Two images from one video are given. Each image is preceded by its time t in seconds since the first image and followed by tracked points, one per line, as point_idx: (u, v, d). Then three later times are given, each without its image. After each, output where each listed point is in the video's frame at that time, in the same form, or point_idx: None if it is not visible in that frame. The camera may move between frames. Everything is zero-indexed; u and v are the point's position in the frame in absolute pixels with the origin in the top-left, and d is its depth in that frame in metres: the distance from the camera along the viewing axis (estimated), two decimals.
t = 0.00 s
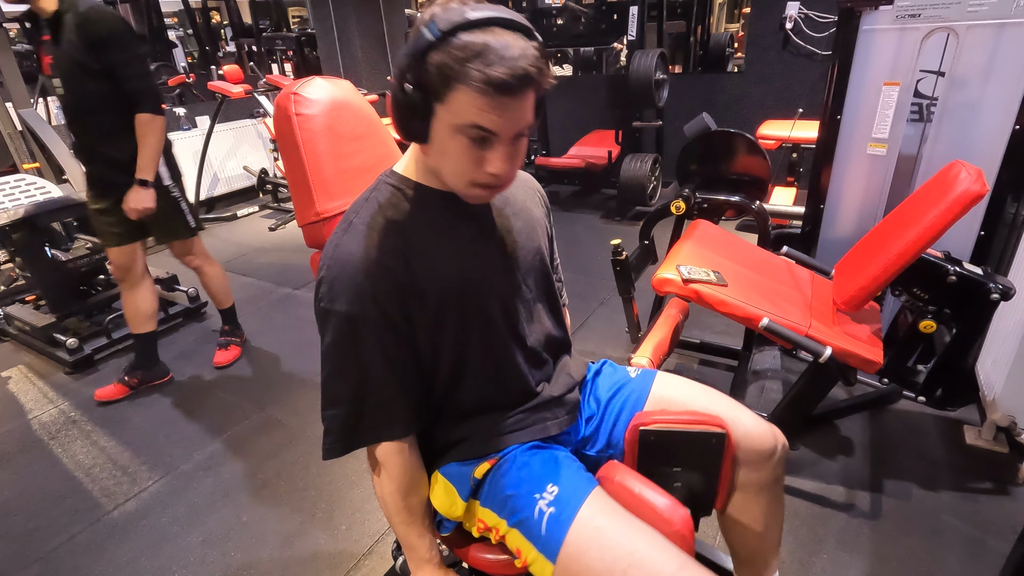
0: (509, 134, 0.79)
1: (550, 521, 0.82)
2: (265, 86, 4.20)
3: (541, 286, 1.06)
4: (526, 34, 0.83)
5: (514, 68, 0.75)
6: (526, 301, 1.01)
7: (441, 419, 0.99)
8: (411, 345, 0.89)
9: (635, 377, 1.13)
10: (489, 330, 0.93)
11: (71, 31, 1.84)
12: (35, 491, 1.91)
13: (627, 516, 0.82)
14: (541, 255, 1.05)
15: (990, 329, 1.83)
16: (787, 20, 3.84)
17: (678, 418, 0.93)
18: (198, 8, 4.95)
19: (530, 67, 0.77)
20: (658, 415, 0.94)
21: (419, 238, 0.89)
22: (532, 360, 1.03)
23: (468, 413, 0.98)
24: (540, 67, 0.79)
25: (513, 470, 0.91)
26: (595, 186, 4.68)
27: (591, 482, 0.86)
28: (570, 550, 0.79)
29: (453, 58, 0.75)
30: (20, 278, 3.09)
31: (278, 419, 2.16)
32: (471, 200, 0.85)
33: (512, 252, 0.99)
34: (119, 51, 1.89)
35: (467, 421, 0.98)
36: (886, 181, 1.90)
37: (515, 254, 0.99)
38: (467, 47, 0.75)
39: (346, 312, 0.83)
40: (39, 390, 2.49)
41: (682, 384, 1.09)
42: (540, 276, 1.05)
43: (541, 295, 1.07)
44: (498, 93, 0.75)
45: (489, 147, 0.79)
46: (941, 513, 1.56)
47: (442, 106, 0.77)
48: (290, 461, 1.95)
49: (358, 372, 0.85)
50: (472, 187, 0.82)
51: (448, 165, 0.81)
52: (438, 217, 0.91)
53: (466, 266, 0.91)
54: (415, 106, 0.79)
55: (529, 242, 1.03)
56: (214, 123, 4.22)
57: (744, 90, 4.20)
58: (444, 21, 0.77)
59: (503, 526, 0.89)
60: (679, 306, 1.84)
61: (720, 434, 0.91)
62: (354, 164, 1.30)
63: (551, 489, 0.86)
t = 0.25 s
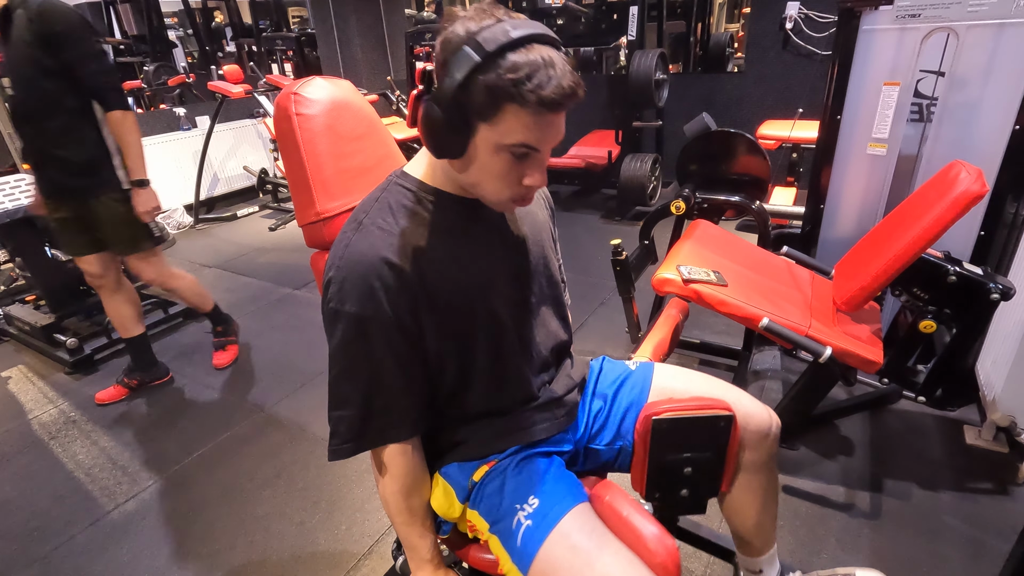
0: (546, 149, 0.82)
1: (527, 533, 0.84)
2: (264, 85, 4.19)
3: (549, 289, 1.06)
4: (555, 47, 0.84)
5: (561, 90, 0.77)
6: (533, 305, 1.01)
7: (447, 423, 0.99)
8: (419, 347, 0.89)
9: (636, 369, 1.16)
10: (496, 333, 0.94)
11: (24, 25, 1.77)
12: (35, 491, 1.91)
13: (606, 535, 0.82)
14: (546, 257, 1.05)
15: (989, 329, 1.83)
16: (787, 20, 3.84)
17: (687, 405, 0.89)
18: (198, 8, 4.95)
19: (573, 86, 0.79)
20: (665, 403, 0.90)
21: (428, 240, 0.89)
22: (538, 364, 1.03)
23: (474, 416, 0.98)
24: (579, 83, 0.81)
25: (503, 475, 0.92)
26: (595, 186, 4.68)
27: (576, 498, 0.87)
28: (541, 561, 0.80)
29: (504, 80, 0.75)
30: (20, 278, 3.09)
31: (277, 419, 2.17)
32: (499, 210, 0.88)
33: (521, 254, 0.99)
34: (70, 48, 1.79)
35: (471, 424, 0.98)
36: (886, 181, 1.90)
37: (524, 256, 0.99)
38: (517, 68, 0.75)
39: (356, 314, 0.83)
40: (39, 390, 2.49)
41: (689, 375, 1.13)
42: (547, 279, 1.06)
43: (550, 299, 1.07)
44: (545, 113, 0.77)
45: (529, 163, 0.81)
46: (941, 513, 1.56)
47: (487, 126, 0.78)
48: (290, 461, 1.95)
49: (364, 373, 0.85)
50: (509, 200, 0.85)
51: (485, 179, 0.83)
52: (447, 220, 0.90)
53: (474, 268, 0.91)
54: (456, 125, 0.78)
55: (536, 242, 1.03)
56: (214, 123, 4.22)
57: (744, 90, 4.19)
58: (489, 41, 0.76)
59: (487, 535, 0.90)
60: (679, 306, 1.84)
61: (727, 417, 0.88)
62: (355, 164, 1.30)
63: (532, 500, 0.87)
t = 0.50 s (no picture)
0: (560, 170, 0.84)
1: (497, 540, 0.86)
2: (264, 85, 4.19)
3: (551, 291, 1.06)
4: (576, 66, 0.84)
5: (585, 117, 0.79)
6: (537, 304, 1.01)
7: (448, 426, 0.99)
8: (422, 349, 0.89)
9: (634, 363, 1.18)
10: (498, 335, 0.94)
11: None
12: (35, 491, 1.91)
13: (574, 551, 0.83)
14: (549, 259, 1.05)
15: (989, 329, 1.83)
16: (787, 20, 3.84)
17: (690, 391, 0.89)
18: (198, 8, 4.96)
19: (595, 113, 0.81)
20: (671, 391, 0.90)
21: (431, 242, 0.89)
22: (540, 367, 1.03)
23: (476, 418, 0.98)
24: (598, 109, 0.83)
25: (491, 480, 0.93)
26: (595, 186, 4.68)
27: (552, 511, 0.88)
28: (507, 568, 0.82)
29: (533, 106, 0.75)
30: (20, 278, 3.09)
31: (277, 419, 2.16)
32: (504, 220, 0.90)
33: (524, 257, 0.98)
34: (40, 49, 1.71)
35: (473, 425, 0.98)
36: (886, 181, 1.90)
37: (526, 259, 0.99)
38: (546, 96, 0.75)
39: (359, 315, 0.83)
40: (39, 390, 2.49)
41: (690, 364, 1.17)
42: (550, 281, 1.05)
43: (553, 302, 1.06)
44: (568, 138, 0.79)
45: (545, 184, 0.83)
46: (941, 513, 1.56)
47: (509, 147, 0.78)
48: (290, 461, 1.95)
49: (366, 374, 0.85)
50: (519, 213, 0.87)
51: (500, 195, 0.84)
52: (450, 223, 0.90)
53: (476, 270, 0.91)
54: (478, 143, 0.78)
55: (540, 242, 1.04)
56: (214, 123, 4.22)
57: (744, 90, 4.19)
58: (519, 64, 0.75)
59: (466, 538, 0.93)
60: (679, 306, 1.84)
61: (731, 397, 0.88)
62: (355, 164, 1.30)
63: (507, 508, 0.89)
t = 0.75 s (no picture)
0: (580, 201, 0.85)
1: (466, 540, 0.87)
2: (264, 85, 4.18)
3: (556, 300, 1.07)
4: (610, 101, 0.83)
5: (614, 157, 0.80)
6: (545, 308, 1.01)
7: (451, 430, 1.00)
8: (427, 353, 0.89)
9: (625, 355, 1.20)
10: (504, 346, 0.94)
11: None
12: (34, 491, 1.91)
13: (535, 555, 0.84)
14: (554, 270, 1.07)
15: (989, 328, 1.83)
16: (787, 20, 3.84)
17: (692, 374, 0.90)
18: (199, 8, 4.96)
19: (623, 151, 0.82)
20: (673, 376, 0.90)
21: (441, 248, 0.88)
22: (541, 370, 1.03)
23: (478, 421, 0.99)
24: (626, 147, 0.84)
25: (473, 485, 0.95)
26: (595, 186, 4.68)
27: (519, 519, 0.89)
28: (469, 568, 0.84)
29: (566, 144, 0.75)
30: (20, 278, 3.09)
31: (277, 419, 2.16)
32: (515, 237, 0.91)
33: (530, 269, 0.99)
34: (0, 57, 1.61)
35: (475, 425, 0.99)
36: (885, 181, 1.90)
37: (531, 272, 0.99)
38: (581, 135, 0.75)
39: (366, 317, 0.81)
40: (39, 390, 2.49)
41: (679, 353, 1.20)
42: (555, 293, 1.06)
43: (559, 309, 1.07)
44: (595, 175, 0.80)
45: (564, 213, 0.84)
46: (941, 513, 1.56)
47: (538, 178, 0.78)
48: (290, 461, 1.95)
49: (365, 375, 0.84)
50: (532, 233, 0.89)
51: (518, 219, 0.85)
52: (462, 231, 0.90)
53: (486, 279, 0.91)
54: (505, 171, 0.77)
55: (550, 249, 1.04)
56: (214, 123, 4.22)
57: (744, 90, 4.19)
58: (557, 100, 0.74)
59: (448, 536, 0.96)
60: (679, 306, 1.84)
61: (729, 376, 0.90)
62: (355, 164, 1.30)
63: (481, 511, 0.90)
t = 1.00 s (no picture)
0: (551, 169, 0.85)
1: (528, 535, 0.85)
2: (264, 85, 4.18)
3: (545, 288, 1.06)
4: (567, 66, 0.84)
5: (577, 114, 0.79)
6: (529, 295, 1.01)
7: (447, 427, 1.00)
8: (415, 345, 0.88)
9: (636, 368, 1.17)
10: (488, 331, 0.93)
11: None
12: (34, 491, 1.91)
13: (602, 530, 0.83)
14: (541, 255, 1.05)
15: (990, 329, 1.83)
16: (787, 20, 3.83)
17: (686, 407, 0.91)
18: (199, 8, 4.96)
19: (586, 110, 0.81)
20: (664, 405, 0.92)
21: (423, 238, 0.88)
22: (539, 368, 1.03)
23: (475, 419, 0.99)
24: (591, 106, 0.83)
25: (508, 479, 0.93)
26: (595, 186, 4.68)
27: (579, 496, 0.88)
28: (544, 560, 0.81)
29: (528, 105, 0.75)
30: (20, 278, 3.09)
31: (277, 419, 2.16)
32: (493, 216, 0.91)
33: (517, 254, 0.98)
34: None
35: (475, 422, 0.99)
36: (886, 181, 1.90)
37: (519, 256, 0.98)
38: (541, 95, 0.75)
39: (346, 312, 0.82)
40: (39, 390, 2.49)
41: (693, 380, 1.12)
42: (543, 277, 1.05)
43: (545, 297, 1.07)
44: (559, 135, 0.79)
45: (537, 179, 0.84)
46: (941, 513, 1.56)
47: (503, 145, 0.78)
48: (289, 461, 1.95)
49: (362, 373, 0.85)
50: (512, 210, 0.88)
51: (489, 193, 0.84)
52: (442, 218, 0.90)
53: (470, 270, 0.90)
54: (469, 143, 0.77)
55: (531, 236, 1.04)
56: (214, 123, 4.22)
57: (744, 90, 4.19)
58: (513, 64, 0.75)
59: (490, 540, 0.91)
60: (679, 306, 1.84)
61: (727, 419, 0.91)
62: (355, 164, 1.30)
63: (532, 502, 0.88)
